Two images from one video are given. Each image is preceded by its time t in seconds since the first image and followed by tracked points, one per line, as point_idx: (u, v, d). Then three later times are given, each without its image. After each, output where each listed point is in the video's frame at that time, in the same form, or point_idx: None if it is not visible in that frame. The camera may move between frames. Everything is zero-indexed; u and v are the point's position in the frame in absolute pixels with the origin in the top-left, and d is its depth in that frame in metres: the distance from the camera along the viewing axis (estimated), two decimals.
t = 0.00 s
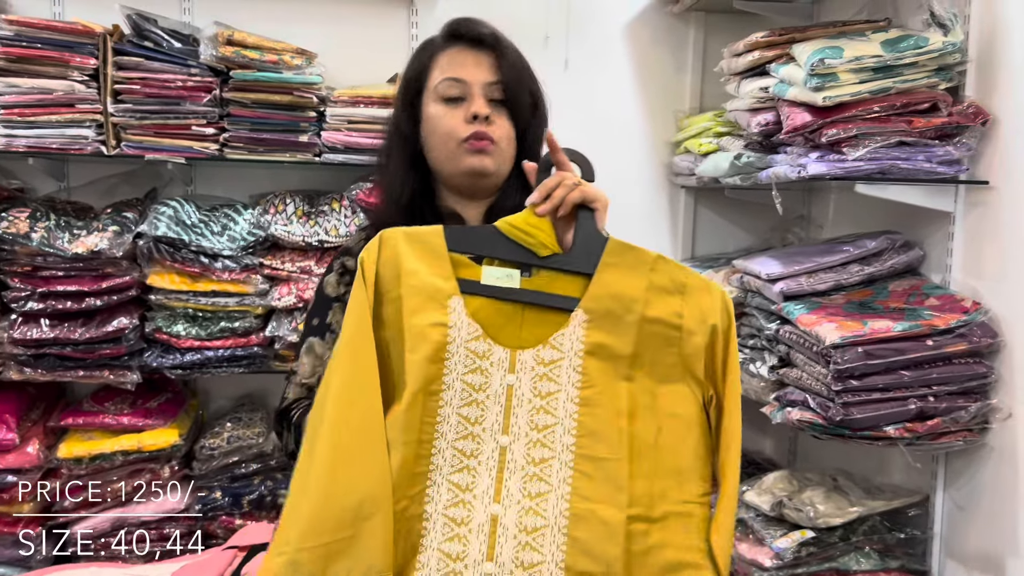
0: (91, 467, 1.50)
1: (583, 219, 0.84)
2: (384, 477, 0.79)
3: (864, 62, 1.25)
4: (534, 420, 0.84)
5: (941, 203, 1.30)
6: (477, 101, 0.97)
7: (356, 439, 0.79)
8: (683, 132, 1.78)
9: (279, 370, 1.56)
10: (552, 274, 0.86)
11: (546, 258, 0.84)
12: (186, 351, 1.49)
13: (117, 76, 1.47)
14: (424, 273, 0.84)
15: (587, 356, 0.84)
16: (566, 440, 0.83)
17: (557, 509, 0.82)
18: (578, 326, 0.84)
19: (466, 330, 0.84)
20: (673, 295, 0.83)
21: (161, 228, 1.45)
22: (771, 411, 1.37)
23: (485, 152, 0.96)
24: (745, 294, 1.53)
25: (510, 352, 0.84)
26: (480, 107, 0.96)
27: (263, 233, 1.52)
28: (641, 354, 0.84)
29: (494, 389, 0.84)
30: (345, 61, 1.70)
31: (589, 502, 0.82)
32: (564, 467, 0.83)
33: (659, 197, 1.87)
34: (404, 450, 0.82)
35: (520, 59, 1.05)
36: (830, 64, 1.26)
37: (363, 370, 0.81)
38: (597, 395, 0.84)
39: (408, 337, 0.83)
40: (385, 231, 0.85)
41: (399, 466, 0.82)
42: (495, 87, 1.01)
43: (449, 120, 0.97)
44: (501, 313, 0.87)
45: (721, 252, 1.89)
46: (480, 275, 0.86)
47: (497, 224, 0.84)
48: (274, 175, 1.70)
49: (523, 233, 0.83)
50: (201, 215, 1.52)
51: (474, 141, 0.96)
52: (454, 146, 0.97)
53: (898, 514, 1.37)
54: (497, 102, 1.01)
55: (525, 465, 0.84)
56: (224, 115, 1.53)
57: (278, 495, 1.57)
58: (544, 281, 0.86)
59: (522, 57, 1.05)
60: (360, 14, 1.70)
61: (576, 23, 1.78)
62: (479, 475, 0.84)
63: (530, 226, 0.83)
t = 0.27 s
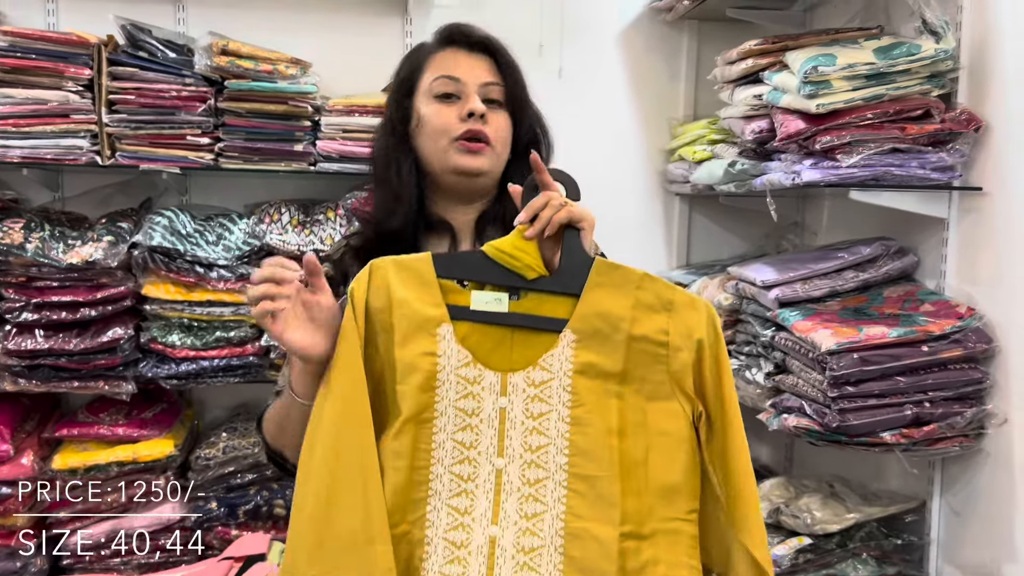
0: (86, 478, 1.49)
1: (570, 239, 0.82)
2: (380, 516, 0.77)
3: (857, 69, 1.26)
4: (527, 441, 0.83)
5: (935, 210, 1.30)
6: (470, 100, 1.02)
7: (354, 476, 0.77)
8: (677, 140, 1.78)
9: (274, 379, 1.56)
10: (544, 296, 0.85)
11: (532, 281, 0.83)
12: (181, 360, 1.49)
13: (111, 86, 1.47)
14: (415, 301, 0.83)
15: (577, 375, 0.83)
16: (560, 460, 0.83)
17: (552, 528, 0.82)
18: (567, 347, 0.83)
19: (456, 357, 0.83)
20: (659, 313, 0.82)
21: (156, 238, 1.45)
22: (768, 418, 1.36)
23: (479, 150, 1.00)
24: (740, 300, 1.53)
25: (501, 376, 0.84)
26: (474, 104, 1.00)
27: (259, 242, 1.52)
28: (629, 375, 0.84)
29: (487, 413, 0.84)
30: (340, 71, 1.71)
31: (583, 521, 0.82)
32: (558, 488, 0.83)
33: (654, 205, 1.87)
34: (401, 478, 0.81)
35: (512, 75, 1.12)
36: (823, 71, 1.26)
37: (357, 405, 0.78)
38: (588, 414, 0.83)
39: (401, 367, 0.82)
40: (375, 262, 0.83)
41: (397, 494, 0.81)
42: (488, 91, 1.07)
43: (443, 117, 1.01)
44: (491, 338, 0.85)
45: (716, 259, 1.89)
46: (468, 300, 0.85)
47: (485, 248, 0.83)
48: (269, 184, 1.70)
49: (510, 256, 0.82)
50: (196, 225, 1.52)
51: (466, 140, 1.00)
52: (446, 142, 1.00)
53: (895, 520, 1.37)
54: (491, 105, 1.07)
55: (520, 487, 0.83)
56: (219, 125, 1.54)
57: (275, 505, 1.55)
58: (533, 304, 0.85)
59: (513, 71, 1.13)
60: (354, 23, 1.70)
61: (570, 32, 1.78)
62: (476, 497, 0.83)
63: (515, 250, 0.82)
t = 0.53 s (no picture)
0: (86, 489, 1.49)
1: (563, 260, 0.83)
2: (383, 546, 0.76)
3: (854, 76, 1.26)
4: (525, 467, 0.83)
5: (933, 215, 1.30)
6: (438, 122, 0.93)
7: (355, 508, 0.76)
8: (675, 148, 1.79)
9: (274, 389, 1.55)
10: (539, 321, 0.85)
11: (526, 307, 0.83)
12: (180, 371, 1.49)
13: (111, 98, 1.47)
14: (410, 331, 0.83)
15: (572, 400, 0.84)
16: (557, 485, 0.83)
17: (551, 554, 0.82)
18: (562, 371, 0.84)
19: (453, 384, 0.83)
20: (654, 334, 0.82)
21: (156, 249, 1.45)
22: (769, 425, 1.37)
23: (450, 174, 0.92)
24: (739, 308, 1.53)
25: (498, 403, 0.84)
26: (441, 127, 0.92)
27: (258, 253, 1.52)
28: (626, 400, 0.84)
29: (484, 439, 0.84)
30: (339, 81, 1.71)
31: (581, 545, 0.82)
32: (556, 512, 0.83)
33: (652, 212, 1.87)
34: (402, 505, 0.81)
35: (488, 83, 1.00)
36: (821, 79, 1.27)
37: (358, 436, 0.77)
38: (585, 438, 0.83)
39: (398, 397, 0.82)
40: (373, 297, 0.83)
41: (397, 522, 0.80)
42: (457, 106, 0.96)
43: (408, 144, 0.93)
44: (486, 364, 0.86)
45: (715, 266, 1.89)
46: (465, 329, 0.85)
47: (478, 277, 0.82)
48: (269, 195, 1.70)
49: (503, 284, 0.82)
50: (196, 236, 1.52)
51: (436, 166, 0.92)
52: (416, 169, 0.93)
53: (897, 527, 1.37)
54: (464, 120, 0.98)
55: (519, 512, 0.83)
56: (218, 136, 1.54)
57: (275, 516, 1.54)
58: (528, 330, 0.85)
59: (489, 76, 1.01)
60: (352, 33, 1.70)
61: (566, 41, 1.79)
62: (475, 524, 0.83)
63: (508, 275, 0.82)
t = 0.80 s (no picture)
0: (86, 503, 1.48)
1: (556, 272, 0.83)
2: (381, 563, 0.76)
3: (854, 83, 1.26)
4: (523, 482, 0.82)
5: (935, 221, 1.30)
6: (418, 141, 0.92)
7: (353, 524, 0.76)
8: (675, 155, 1.78)
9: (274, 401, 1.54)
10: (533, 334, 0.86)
11: (519, 318, 0.83)
12: (181, 383, 1.48)
13: (110, 110, 1.47)
14: (404, 348, 0.82)
15: (569, 413, 0.83)
16: (555, 499, 0.82)
17: (551, 569, 0.81)
18: (557, 384, 0.83)
19: (447, 400, 0.82)
20: (648, 342, 0.82)
21: (156, 261, 1.45)
22: (771, 433, 1.36)
23: (432, 194, 0.92)
24: (742, 315, 1.53)
25: (494, 417, 0.83)
26: (422, 148, 0.91)
27: (258, 264, 1.52)
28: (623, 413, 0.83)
29: (481, 454, 0.83)
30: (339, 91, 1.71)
31: (581, 559, 0.81)
32: (555, 527, 0.82)
33: (652, 220, 1.87)
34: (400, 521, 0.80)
35: (469, 96, 0.97)
36: (820, 86, 1.27)
37: (351, 452, 0.77)
38: (582, 451, 0.82)
39: (394, 414, 0.81)
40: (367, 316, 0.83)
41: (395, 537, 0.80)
42: (438, 122, 0.95)
43: (390, 164, 0.92)
44: (481, 380, 0.86)
45: (716, 274, 1.89)
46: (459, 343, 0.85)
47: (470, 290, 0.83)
48: (269, 206, 1.70)
49: (496, 296, 0.82)
50: (196, 247, 1.52)
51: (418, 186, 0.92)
52: (398, 190, 0.92)
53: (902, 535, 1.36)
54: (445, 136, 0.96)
55: (517, 527, 0.82)
56: (218, 147, 1.54)
57: (277, 528, 1.54)
58: (522, 343, 0.86)
59: (471, 89, 0.98)
60: (351, 44, 1.71)
61: (565, 49, 1.79)
62: (474, 540, 0.82)
63: (501, 287, 0.83)
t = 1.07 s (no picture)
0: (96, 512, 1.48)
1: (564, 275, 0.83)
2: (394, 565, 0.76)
3: (859, 87, 1.26)
4: (533, 485, 0.83)
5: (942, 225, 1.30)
6: (411, 166, 0.87)
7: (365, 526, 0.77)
8: (681, 161, 1.79)
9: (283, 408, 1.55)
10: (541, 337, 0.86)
11: (528, 323, 0.83)
12: (190, 392, 1.49)
13: (119, 121, 1.48)
14: (412, 353, 0.82)
15: (579, 415, 0.83)
16: (566, 501, 0.82)
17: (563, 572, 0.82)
18: (566, 388, 0.83)
19: (457, 405, 0.82)
20: (656, 341, 0.82)
21: (165, 270, 1.46)
22: (782, 438, 1.36)
23: (426, 221, 0.88)
24: (749, 320, 1.53)
25: (504, 421, 0.83)
26: (416, 175, 0.87)
27: (267, 272, 1.52)
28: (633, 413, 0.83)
29: (492, 458, 0.83)
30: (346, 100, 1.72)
31: (593, 562, 0.81)
32: (567, 529, 0.82)
33: (659, 227, 1.87)
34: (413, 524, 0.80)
35: (459, 114, 0.92)
36: (826, 90, 1.26)
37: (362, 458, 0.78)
38: (594, 453, 0.83)
39: (404, 420, 0.81)
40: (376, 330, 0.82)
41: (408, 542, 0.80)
42: (430, 145, 0.90)
43: (382, 192, 0.87)
44: (485, 382, 0.86)
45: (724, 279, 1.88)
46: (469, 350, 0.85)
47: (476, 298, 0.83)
48: (277, 214, 1.71)
49: (502, 301, 0.83)
50: (205, 256, 1.53)
51: (411, 212, 0.88)
52: (391, 216, 0.88)
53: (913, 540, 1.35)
54: (435, 159, 0.91)
55: (529, 531, 0.82)
56: (226, 156, 1.54)
57: (286, 536, 1.53)
58: (533, 346, 0.87)
59: (461, 105, 0.93)
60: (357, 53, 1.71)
61: (570, 57, 1.80)
62: (486, 544, 0.82)
63: (508, 291, 0.83)
